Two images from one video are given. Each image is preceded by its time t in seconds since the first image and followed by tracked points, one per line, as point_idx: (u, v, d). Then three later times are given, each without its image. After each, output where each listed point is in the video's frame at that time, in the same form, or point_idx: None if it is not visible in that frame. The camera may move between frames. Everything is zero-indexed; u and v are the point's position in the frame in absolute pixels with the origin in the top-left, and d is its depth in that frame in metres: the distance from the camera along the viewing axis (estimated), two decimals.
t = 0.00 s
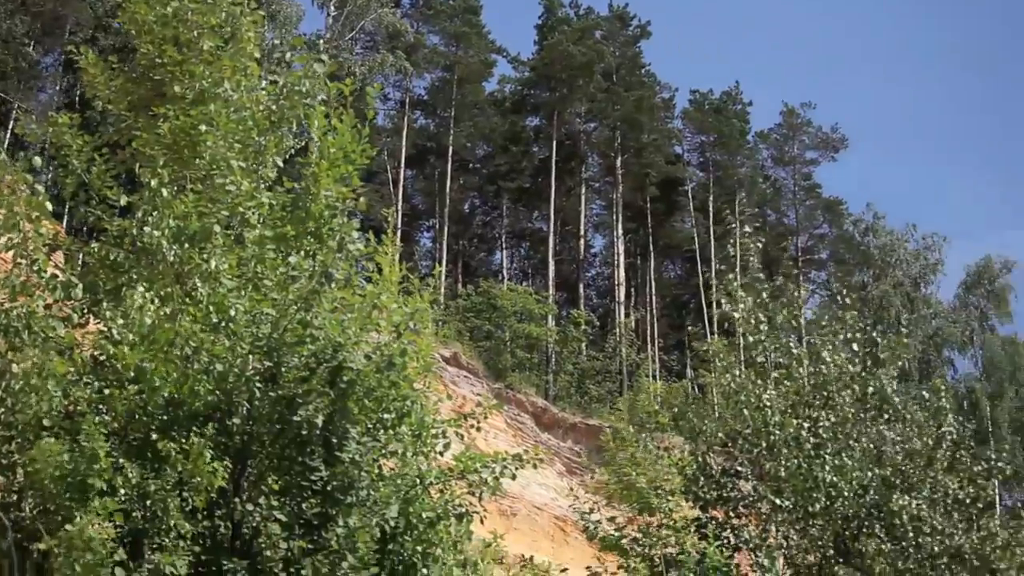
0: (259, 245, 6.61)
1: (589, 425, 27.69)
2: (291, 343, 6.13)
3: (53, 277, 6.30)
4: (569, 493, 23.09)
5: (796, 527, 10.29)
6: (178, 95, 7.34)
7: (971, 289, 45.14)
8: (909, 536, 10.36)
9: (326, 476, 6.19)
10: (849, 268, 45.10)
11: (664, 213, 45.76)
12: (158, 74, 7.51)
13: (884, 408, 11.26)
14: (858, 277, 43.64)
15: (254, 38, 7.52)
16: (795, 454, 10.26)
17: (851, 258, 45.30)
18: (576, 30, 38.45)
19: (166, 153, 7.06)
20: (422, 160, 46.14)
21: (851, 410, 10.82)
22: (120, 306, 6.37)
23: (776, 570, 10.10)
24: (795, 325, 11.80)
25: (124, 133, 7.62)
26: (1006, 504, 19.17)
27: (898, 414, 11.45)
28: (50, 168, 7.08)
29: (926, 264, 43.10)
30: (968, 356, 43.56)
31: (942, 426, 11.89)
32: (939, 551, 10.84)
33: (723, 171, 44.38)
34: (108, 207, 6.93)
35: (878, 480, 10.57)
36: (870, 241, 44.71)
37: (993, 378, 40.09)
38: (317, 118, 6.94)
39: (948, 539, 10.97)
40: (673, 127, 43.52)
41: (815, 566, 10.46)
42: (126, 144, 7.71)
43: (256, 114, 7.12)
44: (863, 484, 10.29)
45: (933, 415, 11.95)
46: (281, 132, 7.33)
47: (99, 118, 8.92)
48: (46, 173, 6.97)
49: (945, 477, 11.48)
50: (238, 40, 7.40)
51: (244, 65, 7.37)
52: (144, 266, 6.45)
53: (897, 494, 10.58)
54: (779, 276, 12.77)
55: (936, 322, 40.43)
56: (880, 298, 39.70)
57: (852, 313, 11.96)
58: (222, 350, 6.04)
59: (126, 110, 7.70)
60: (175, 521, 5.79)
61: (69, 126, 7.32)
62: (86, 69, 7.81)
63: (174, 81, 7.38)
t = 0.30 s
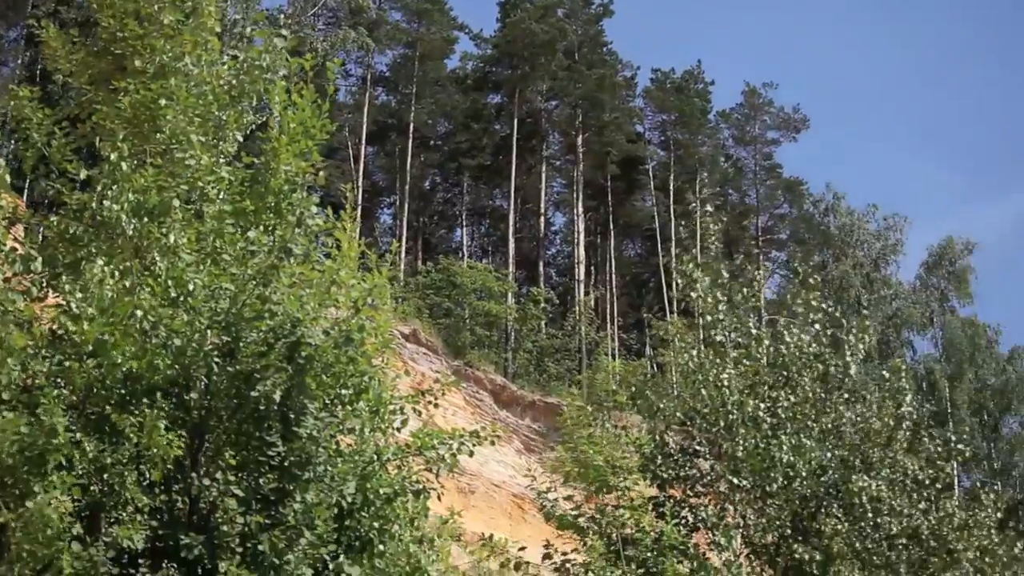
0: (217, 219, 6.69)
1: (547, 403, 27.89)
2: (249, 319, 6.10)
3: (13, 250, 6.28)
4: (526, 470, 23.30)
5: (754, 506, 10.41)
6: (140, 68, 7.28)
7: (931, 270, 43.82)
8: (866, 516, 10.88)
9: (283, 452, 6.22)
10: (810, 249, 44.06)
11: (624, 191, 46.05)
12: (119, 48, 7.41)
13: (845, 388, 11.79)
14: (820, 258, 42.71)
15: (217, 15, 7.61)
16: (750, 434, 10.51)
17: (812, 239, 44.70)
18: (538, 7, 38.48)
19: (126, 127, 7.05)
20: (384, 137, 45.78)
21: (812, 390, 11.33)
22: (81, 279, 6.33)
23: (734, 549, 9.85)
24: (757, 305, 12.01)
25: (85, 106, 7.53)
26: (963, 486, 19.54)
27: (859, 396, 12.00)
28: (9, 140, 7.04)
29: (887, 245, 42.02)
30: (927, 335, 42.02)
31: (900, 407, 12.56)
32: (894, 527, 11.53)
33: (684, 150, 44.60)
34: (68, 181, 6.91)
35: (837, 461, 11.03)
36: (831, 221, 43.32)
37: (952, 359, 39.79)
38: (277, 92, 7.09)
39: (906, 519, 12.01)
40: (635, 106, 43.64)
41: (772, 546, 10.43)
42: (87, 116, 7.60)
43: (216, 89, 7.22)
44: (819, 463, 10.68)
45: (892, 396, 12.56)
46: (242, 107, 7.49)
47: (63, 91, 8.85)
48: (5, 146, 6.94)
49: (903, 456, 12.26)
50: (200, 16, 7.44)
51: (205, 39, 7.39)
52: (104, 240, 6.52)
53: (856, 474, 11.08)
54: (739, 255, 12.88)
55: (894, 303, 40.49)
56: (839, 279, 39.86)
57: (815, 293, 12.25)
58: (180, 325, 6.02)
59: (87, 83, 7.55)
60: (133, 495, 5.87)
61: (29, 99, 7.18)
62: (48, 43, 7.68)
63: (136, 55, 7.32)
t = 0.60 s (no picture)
0: (177, 192, 6.94)
1: (506, 379, 28.06)
2: (208, 293, 6.44)
3: None
4: (486, 446, 23.41)
5: (712, 484, 10.62)
6: (102, 44, 7.55)
7: (894, 250, 43.52)
8: (826, 494, 11.20)
9: (242, 425, 6.49)
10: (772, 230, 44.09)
11: (586, 168, 46.18)
12: (81, 23, 7.74)
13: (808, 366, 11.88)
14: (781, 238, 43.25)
15: None
16: (712, 411, 10.66)
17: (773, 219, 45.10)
18: None
19: (88, 100, 7.27)
20: (346, 113, 45.38)
21: (771, 369, 11.44)
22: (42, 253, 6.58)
23: (692, 526, 10.10)
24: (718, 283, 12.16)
25: (48, 79, 7.71)
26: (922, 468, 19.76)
27: (820, 375, 12.20)
28: None
29: (848, 226, 42.34)
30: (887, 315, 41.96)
31: (862, 386, 12.91)
32: (853, 506, 11.75)
33: (646, 129, 44.71)
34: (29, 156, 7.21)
35: (796, 440, 11.25)
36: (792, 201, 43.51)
37: (912, 339, 40.12)
38: (239, 67, 7.28)
39: (865, 499, 12.14)
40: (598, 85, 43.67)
41: (730, 523, 10.67)
42: (49, 90, 7.70)
43: (177, 63, 7.47)
44: (778, 442, 10.88)
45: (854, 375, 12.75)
46: (203, 80, 7.68)
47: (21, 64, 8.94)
48: None
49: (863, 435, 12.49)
50: None
51: (168, 14, 7.55)
52: (67, 215, 6.73)
53: (816, 454, 11.31)
54: (700, 235, 13.01)
55: (856, 283, 40.91)
56: (801, 259, 40.32)
57: (779, 273, 12.36)
58: (140, 298, 6.34)
59: (50, 58, 7.85)
60: (92, 469, 6.15)
61: None
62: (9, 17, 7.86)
63: (99, 31, 7.60)
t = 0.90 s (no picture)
0: (138, 165, 7.16)
1: (468, 355, 28.09)
2: (171, 266, 6.53)
3: None
4: (447, 422, 23.43)
5: (673, 461, 10.75)
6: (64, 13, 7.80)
7: (858, 228, 43.66)
8: (786, 472, 11.41)
9: (202, 400, 6.57)
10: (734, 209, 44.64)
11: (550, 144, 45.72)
12: None
13: (771, 344, 12.02)
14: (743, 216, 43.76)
15: None
16: (673, 387, 10.79)
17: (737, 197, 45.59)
18: None
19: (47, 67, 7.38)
20: (309, 88, 44.99)
21: (730, 346, 11.58)
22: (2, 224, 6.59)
23: (651, 502, 10.25)
24: (680, 261, 12.28)
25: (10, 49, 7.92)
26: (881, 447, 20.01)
27: (787, 356, 12.44)
28: None
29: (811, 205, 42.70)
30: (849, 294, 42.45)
31: (826, 363, 13.12)
32: (814, 485, 11.96)
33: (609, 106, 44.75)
34: None
35: (759, 418, 11.41)
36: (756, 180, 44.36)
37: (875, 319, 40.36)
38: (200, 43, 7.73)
39: (827, 477, 12.22)
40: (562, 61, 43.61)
41: (691, 500, 10.86)
42: (10, 62, 8.00)
43: (140, 35, 7.77)
44: (739, 419, 11.05)
45: (818, 356, 13.01)
46: (165, 55, 8.05)
47: None
48: None
49: (827, 415, 12.75)
50: None
51: None
52: (28, 187, 6.72)
53: (778, 432, 11.50)
54: (664, 213, 13.11)
55: (819, 263, 41.58)
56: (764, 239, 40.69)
57: (742, 250, 12.50)
58: (101, 271, 6.41)
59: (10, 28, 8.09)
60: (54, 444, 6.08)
61: None
62: None
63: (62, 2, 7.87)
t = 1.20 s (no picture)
0: (102, 138, 7.12)
1: (432, 331, 28.02)
2: (134, 239, 6.50)
3: None
4: (410, 397, 23.50)
5: (636, 439, 10.89)
6: None
7: (824, 207, 44.05)
8: (749, 449, 11.24)
9: (166, 373, 6.62)
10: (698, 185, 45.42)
11: (515, 122, 46.45)
12: None
13: (735, 323, 12.12)
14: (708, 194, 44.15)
15: None
16: (636, 363, 10.93)
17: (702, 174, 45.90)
18: None
19: (15, 40, 7.67)
20: (275, 62, 44.58)
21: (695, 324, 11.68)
22: None
23: (615, 478, 10.49)
24: (645, 238, 12.41)
25: None
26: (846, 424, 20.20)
27: (748, 333, 12.28)
28: None
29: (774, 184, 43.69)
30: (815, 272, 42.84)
31: (788, 342, 12.88)
32: (778, 463, 11.53)
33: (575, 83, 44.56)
34: None
35: (722, 396, 11.36)
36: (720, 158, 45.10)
37: (840, 299, 41.02)
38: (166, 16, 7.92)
39: (790, 453, 11.71)
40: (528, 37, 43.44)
41: (654, 478, 10.91)
42: None
43: (106, 10, 8.00)
44: (702, 397, 11.09)
45: (781, 334, 12.78)
46: (132, 28, 8.27)
47: None
48: None
49: (791, 394, 12.32)
50: None
51: None
52: None
53: (742, 410, 11.36)
54: (627, 189, 13.14)
55: (784, 241, 42.03)
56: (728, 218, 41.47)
57: (708, 230, 12.47)
58: (65, 245, 6.35)
59: None
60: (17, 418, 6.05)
61: None
62: None
63: None
